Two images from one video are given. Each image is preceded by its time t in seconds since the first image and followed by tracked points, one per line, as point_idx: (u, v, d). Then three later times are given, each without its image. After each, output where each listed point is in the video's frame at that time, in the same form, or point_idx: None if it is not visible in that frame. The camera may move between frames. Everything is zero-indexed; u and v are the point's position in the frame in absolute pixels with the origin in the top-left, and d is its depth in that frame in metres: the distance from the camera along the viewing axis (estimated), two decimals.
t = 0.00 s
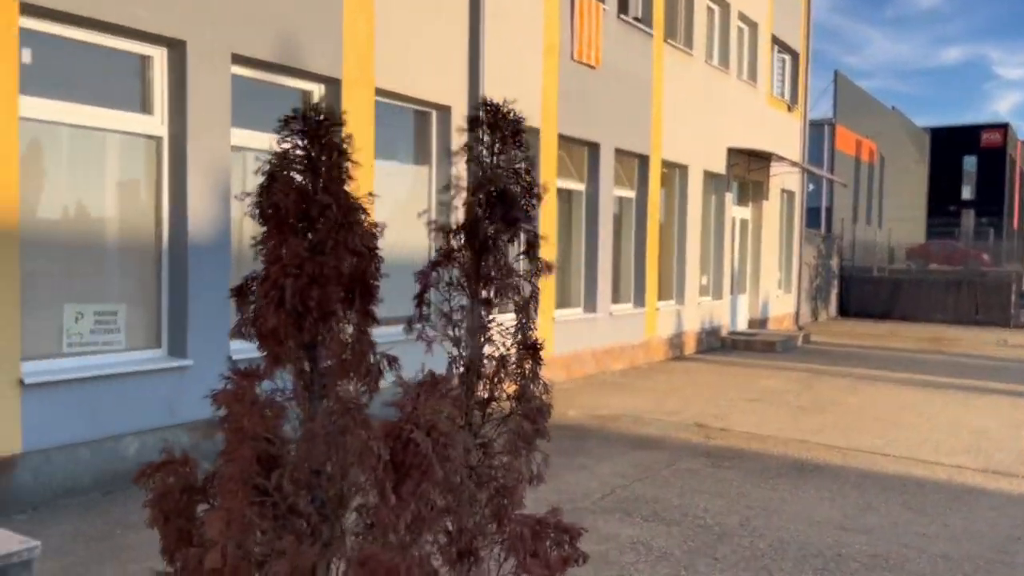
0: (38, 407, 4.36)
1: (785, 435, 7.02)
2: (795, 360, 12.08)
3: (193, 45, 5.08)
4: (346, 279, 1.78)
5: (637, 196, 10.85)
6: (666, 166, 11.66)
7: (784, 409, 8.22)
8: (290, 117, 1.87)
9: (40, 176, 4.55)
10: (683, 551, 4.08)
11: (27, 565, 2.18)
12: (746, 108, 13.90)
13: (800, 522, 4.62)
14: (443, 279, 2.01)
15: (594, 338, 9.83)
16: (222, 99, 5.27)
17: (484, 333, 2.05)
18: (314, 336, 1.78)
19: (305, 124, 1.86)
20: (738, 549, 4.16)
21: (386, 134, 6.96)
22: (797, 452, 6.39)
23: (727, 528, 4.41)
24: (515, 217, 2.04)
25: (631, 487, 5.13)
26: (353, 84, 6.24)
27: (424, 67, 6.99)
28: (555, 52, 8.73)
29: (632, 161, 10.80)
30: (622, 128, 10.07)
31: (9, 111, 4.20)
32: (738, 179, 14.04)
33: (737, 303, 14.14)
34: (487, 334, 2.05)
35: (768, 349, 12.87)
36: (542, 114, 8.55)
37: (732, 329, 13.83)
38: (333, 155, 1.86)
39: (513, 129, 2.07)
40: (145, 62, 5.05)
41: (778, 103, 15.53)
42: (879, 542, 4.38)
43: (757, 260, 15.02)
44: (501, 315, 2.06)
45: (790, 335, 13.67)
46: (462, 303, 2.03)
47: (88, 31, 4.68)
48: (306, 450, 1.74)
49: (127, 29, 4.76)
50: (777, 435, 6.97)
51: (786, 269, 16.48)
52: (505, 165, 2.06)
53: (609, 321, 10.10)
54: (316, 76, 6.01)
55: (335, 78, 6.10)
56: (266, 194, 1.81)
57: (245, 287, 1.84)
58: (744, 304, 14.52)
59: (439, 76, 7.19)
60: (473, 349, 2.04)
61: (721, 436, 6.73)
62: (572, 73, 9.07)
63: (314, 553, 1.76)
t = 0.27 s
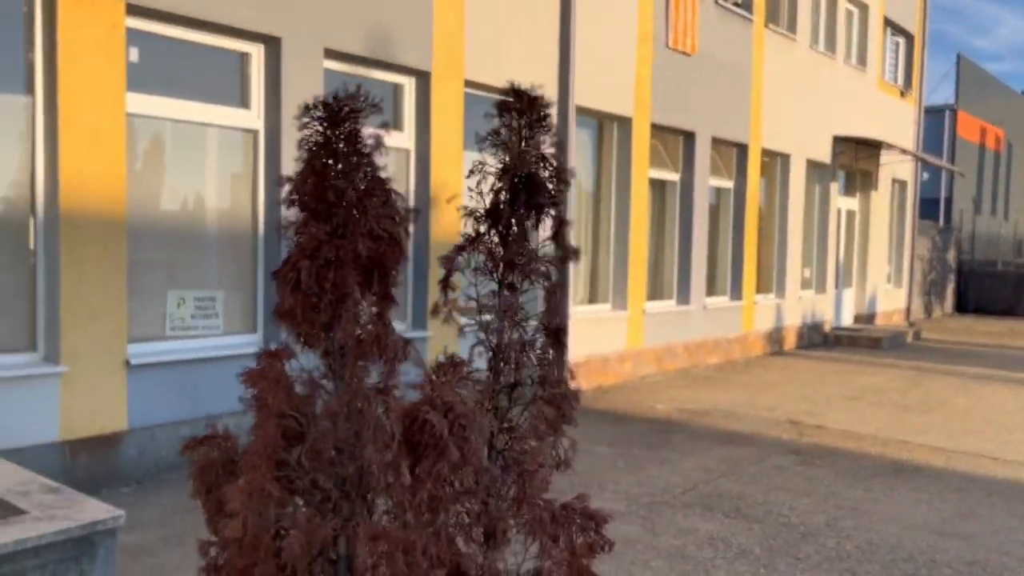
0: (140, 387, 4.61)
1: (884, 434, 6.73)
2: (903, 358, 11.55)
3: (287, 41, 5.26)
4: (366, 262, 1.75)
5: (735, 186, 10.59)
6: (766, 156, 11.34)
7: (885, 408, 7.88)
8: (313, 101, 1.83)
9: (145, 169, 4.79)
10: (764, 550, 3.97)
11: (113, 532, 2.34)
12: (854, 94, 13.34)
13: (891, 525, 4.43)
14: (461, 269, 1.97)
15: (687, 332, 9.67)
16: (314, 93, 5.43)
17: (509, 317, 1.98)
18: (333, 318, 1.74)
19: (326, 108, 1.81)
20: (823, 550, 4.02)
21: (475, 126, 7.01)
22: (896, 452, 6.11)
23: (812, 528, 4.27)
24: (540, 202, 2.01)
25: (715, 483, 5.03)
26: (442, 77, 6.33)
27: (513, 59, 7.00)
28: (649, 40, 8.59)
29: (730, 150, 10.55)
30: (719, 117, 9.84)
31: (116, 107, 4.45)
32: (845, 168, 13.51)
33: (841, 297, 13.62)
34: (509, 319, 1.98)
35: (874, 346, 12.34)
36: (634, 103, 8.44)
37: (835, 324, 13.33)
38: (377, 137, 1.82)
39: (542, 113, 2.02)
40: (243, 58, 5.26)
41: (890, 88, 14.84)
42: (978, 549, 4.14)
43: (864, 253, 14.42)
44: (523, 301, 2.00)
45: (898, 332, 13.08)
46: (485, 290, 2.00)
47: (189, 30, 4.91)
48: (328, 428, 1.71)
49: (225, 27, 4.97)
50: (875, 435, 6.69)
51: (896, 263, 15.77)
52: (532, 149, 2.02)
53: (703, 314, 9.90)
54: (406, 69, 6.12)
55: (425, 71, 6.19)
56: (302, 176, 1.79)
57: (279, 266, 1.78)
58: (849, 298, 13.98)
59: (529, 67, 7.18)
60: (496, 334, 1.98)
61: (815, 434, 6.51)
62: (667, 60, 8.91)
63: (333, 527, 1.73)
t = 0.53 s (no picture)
0: (231, 369, 4.86)
1: (984, 436, 6.42)
2: (1016, 357, 10.93)
3: (372, 36, 5.42)
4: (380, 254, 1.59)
5: (832, 176, 10.24)
6: (867, 144, 10.91)
7: (990, 409, 7.50)
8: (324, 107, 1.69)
9: (238, 162, 5.03)
10: (838, 549, 3.87)
11: (190, 504, 2.50)
12: (967, 77, 12.66)
13: (980, 528, 4.24)
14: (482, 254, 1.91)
15: (779, 326, 9.43)
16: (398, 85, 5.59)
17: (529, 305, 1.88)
18: (348, 304, 1.59)
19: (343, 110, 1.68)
20: (902, 552, 3.89)
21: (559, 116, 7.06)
22: (995, 455, 5.82)
23: (893, 529, 4.13)
24: (558, 196, 1.91)
25: (794, 480, 4.93)
26: (525, 68, 6.40)
27: (597, 49, 6.99)
28: (742, 26, 8.39)
29: (827, 139, 10.21)
30: (816, 104, 9.52)
31: (211, 103, 4.69)
32: (955, 157, 12.85)
33: (949, 292, 12.99)
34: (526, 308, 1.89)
35: (984, 344, 11.72)
36: (725, 91, 8.27)
37: (942, 320, 12.73)
38: (404, 133, 1.68)
39: (561, 103, 1.90)
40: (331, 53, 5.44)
41: (1008, 71, 13.99)
42: None
43: (977, 246, 13.69)
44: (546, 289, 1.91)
45: (1012, 329, 12.37)
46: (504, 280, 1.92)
47: (280, 27, 5.12)
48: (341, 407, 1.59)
49: (313, 23, 5.16)
50: (974, 436, 6.38)
51: (1013, 256, 14.90)
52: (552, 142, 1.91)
53: (797, 308, 9.64)
54: (490, 60, 6.23)
55: (508, 62, 6.29)
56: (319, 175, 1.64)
57: (303, 262, 1.63)
58: (958, 293, 13.31)
59: (614, 56, 7.15)
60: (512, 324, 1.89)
61: (908, 434, 6.27)
62: (761, 47, 8.69)
63: (349, 504, 1.58)
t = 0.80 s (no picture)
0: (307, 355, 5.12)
1: None
2: None
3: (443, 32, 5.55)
4: (408, 243, 1.34)
5: (918, 169, 9.91)
6: (956, 135, 10.51)
7: None
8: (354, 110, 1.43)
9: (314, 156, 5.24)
10: (901, 549, 3.81)
11: (257, 479, 2.66)
12: None
13: None
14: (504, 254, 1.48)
15: (858, 322, 9.20)
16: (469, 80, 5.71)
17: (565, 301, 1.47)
18: (374, 290, 1.35)
19: (373, 110, 1.41)
20: (969, 554, 3.80)
21: (630, 109, 7.07)
22: None
23: (961, 531, 4.03)
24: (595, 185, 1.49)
25: (862, 478, 4.85)
26: (595, 61, 6.43)
27: (669, 41, 6.97)
28: (822, 15, 8.19)
29: (913, 130, 9.88)
30: (901, 94, 9.22)
31: (289, 100, 4.90)
32: None
33: None
34: (559, 307, 1.47)
35: None
36: (802, 81, 8.11)
37: None
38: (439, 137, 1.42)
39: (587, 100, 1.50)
40: (403, 50, 5.60)
41: None
42: None
43: None
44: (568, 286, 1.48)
45: None
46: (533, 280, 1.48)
47: (354, 25, 5.30)
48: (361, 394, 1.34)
49: (386, 21, 5.32)
50: None
51: None
52: (578, 129, 1.48)
53: (878, 304, 9.38)
54: (560, 54, 6.29)
55: (578, 56, 6.33)
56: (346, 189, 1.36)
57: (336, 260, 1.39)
58: None
59: (687, 48, 7.11)
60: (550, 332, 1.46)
61: (989, 435, 6.06)
62: (842, 36, 8.47)
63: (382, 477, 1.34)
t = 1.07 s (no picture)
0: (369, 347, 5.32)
1: None
2: None
3: (502, 34, 5.69)
4: (441, 235, 1.44)
5: (993, 166, 9.63)
6: None
7: None
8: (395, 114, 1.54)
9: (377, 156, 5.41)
10: (952, 547, 3.80)
11: (316, 460, 2.83)
12: None
13: None
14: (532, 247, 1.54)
15: (926, 322, 9.01)
16: (526, 81, 5.82)
17: (590, 292, 1.52)
18: (409, 279, 1.45)
19: (411, 115, 1.51)
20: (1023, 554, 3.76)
21: (690, 108, 7.09)
22: None
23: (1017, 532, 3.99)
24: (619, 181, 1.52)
25: (919, 478, 4.81)
26: (653, 61, 6.49)
27: (729, 39, 6.97)
28: (890, 10, 8.06)
29: (987, 126, 9.61)
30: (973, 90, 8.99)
31: (353, 104, 5.10)
32: None
33: None
34: (584, 296, 1.52)
35: None
36: (868, 76, 7.98)
37: None
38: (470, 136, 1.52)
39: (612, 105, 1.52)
40: (464, 53, 5.76)
41: None
42: None
43: None
44: (593, 277, 1.53)
45: None
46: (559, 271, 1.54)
47: (416, 29, 5.48)
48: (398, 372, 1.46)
49: (447, 24, 5.48)
50: None
51: None
52: (600, 132, 1.51)
53: (948, 305, 9.16)
54: (618, 55, 6.37)
55: (637, 56, 6.39)
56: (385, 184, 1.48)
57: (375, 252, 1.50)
58: None
59: (748, 47, 7.10)
60: (575, 321, 1.52)
61: None
62: (911, 32, 8.30)
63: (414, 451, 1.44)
